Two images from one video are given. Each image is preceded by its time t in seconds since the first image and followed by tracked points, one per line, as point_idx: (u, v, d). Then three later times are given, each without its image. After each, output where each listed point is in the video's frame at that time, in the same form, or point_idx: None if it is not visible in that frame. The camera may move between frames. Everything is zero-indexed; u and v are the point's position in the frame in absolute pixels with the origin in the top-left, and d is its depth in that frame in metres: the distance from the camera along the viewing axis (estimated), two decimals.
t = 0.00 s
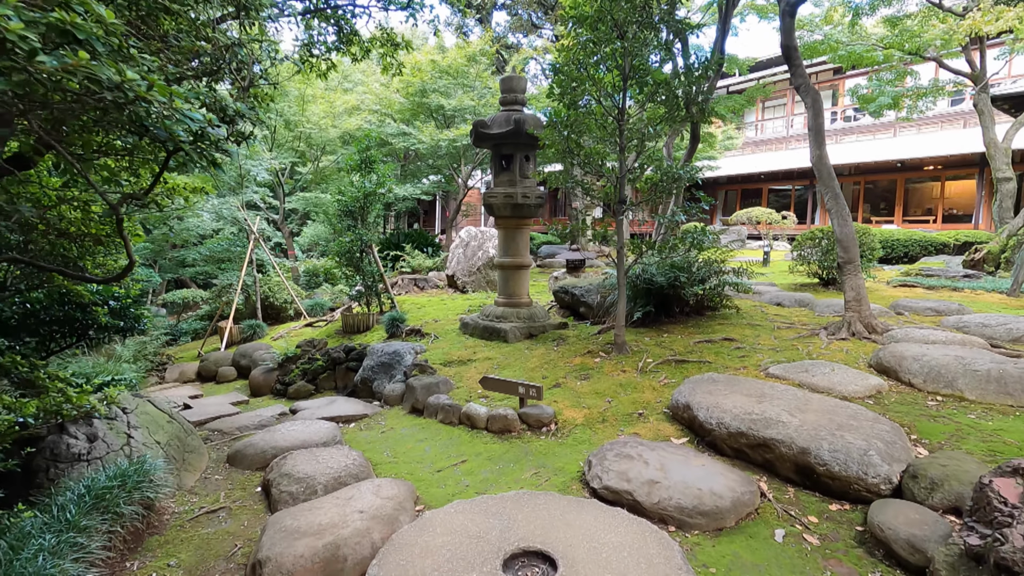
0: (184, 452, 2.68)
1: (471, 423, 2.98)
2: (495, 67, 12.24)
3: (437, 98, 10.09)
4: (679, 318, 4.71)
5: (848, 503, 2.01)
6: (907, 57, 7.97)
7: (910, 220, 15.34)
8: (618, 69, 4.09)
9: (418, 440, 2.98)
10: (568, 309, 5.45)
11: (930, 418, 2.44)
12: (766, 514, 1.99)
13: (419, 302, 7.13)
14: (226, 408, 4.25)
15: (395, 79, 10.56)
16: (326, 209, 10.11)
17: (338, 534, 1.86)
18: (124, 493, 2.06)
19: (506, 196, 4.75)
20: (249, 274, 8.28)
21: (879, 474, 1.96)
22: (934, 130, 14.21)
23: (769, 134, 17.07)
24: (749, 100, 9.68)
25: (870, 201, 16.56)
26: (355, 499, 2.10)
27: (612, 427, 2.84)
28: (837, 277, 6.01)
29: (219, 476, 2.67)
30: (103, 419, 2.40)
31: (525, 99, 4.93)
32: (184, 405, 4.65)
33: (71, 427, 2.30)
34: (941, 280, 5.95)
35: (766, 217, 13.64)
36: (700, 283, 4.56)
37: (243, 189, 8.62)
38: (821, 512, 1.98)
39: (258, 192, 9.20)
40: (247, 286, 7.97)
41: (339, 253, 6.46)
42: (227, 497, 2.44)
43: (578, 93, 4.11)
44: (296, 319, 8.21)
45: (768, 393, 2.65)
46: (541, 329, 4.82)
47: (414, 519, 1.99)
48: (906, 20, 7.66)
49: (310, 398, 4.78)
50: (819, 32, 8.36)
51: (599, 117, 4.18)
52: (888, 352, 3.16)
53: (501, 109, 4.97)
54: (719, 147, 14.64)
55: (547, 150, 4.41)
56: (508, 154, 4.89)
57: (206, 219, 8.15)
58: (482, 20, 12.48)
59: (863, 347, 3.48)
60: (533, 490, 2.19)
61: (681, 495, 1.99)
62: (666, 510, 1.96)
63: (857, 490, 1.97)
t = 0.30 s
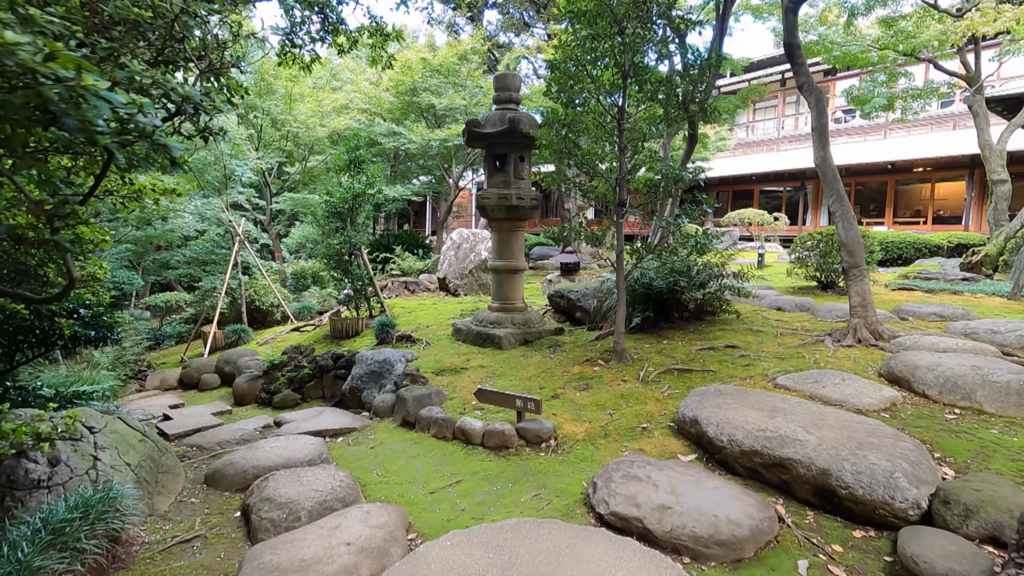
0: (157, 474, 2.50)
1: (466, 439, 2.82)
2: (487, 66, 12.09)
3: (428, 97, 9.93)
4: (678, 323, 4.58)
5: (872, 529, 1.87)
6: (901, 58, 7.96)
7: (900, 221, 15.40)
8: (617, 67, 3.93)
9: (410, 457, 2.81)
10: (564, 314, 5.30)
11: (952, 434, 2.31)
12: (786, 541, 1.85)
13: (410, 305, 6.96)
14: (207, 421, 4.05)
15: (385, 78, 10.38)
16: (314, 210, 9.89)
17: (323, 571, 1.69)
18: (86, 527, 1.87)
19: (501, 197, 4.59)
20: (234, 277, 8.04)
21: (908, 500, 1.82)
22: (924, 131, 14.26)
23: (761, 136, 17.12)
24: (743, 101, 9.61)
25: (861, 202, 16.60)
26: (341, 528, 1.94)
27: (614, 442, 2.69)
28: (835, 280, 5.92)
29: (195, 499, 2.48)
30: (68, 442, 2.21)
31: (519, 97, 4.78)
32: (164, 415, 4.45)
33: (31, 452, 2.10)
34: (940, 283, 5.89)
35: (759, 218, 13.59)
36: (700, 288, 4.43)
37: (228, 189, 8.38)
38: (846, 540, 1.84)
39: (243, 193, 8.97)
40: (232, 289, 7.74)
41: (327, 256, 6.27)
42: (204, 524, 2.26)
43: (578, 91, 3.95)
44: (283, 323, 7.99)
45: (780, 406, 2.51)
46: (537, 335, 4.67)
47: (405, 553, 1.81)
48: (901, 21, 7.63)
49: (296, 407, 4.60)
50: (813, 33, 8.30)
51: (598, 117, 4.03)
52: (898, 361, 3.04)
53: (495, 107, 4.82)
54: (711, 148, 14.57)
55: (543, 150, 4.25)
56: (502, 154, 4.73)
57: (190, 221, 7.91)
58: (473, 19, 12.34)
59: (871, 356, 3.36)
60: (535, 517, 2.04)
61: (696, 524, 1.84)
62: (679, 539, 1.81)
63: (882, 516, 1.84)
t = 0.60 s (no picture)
0: (136, 499, 2.35)
1: (464, 457, 2.70)
2: (480, 66, 11.96)
3: (420, 98, 9.78)
4: (678, 331, 4.49)
5: (896, 559, 1.77)
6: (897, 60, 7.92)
7: (892, 223, 15.45)
8: (617, 70, 3.82)
9: (405, 477, 2.68)
10: (561, 321, 5.19)
11: (970, 454, 2.22)
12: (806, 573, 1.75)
13: (403, 311, 6.82)
14: (192, 434, 3.89)
15: (376, 78, 10.22)
16: (305, 212, 9.72)
17: None
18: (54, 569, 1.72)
19: (496, 202, 4.47)
20: (222, 281, 7.86)
21: (934, 529, 1.72)
22: (916, 133, 14.32)
23: (754, 137, 17.15)
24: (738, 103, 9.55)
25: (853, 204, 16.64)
26: (333, 564, 1.81)
27: (619, 459, 2.58)
28: (834, 286, 5.85)
29: (177, 526, 2.34)
30: (37, 470, 2.06)
31: (515, 99, 4.66)
32: (148, 428, 4.28)
33: None
34: (939, 288, 5.84)
35: (752, 221, 13.57)
36: (700, 295, 4.34)
37: (215, 192, 8.20)
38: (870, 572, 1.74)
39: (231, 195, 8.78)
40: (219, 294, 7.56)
41: (317, 261, 6.11)
42: (185, 553, 2.13)
43: (577, 95, 3.83)
44: (272, 328, 7.81)
45: (792, 424, 2.41)
46: (533, 343, 4.55)
47: None
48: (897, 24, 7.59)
49: (285, 418, 4.44)
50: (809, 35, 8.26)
51: (597, 121, 3.92)
52: (908, 373, 2.96)
53: (490, 109, 4.70)
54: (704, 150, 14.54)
55: (540, 154, 4.14)
56: (498, 157, 4.61)
57: (175, 224, 7.72)
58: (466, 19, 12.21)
59: (878, 367, 3.28)
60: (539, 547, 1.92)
61: (711, 556, 1.73)
62: (693, 573, 1.71)
63: (907, 546, 1.74)
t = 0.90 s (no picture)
0: (119, 513, 2.24)
1: (464, 466, 2.60)
2: (474, 66, 11.88)
3: (414, 97, 9.69)
4: (678, 333, 4.42)
5: (914, 573, 1.70)
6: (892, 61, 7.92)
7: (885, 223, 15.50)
8: (617, 67, 3.75)
9: (402, 487, 2.59)
10: (558, 323, 5.11)
11: (985, 461, 2.16)
12: None
13: (397, 312, 6.72)
14: (181, 441, 3.78)
15: (369, 77, 10.11)
16: (297, 212, 9.59)
17: None
18: None
19: (493, 202, 4.39)
20: (212, 282, 7.72)
21: (954, 542, 1.66)
22: (909, 133, 14.38)
23: (747, 138, 17.17)
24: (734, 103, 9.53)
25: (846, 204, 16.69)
26: None
27: (623, 468, 2.50)
28: (833, 286, 5.81)
29: (162, 542, 2.24)
30: (13, 485, 1.96)
31: (511, 97, 4.58)
32: (135, 435, 4.16)
33: None
34: (937, 289, 5.81)
35: (747, 220, 13.55)
36: (701, 296, 4.27)
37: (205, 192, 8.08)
38: None
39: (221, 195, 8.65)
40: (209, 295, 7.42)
41: (310, 262, 6.00)
42: (172, 571, 2.03)
43: (575, 93, 3.76)
44: (263, 330, 7.68)
45: (801, 431, 2.34)
46: (531, 345, 4.47)
47: None
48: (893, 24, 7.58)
49: (277, 424, 4.34)
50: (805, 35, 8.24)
51: (597, 120, 3.85)
52: (915, 376, 2.90)
53: (487, 108, 4.61)
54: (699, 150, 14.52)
55: (538, 153, 4.06)
56: (494, 157, 4.53)
57: (164, 224, 7.58)
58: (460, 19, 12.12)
59: (883, 370, 3.22)
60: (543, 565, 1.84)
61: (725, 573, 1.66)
62: None
63: (926, 560, 1.67)
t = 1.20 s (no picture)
0: (99, 528, 2.13)
1: (461, 474, 2.50)
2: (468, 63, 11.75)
3: (407, 94, 9.56)
4: (678, 334, 4.35)
5: None
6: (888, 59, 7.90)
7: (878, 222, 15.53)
8: (616, 61, 3.66)
9: (398, 496, 2.49)
10: (555, 323, 5.02)
11: (1002, 466, 2.09)
12: None
13: (391, 313, 6.61)
14: (168, 448, 3.66)
15: (361, 74, 9.97)
16: (288, 211, 9.44)
17: None
18: None
19: (489, 201, 4.29)
20: (201, 283, 7.57)
21: (979, 554, 1.58)
22: (902, 132, 14.39)
23: (741, 136, 17.16)
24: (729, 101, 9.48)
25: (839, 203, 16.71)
26: None
27: (627, 475, 2.41)
28: (832, 286, 5.76)
29: (145, 557, 2.13)
30: None
31: (507, 93, 4.48)
32: (120, 441, 4.04)
33: None
34: (936, 288, 5.77)
35: (741, 219, 13.52)
36: (701, 296, 4.19)
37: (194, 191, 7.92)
38: None
39: (210, 194, 8.50)
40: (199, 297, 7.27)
41: (301, 262, 5.88)
42: None
43: (573, 88, 3.66)
44: (254, 332, 7.54)
45: (811, 436, 2.26)
46: (528, 347, 4.38)
47: None
48: (889, 21, 7.56)
49: (268, 429, 4.22)
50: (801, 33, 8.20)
51: (596, 116, 3.75)
52: (923, 377, 2.83)
53: (482, 104, 4.51)
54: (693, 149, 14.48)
55: (535, 150, 3.96)
56: (490, 154, 4.43)
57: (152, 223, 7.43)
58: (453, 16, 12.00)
59: (889, 371, 3.15)
60: None
61: None
62: None
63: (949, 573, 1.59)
